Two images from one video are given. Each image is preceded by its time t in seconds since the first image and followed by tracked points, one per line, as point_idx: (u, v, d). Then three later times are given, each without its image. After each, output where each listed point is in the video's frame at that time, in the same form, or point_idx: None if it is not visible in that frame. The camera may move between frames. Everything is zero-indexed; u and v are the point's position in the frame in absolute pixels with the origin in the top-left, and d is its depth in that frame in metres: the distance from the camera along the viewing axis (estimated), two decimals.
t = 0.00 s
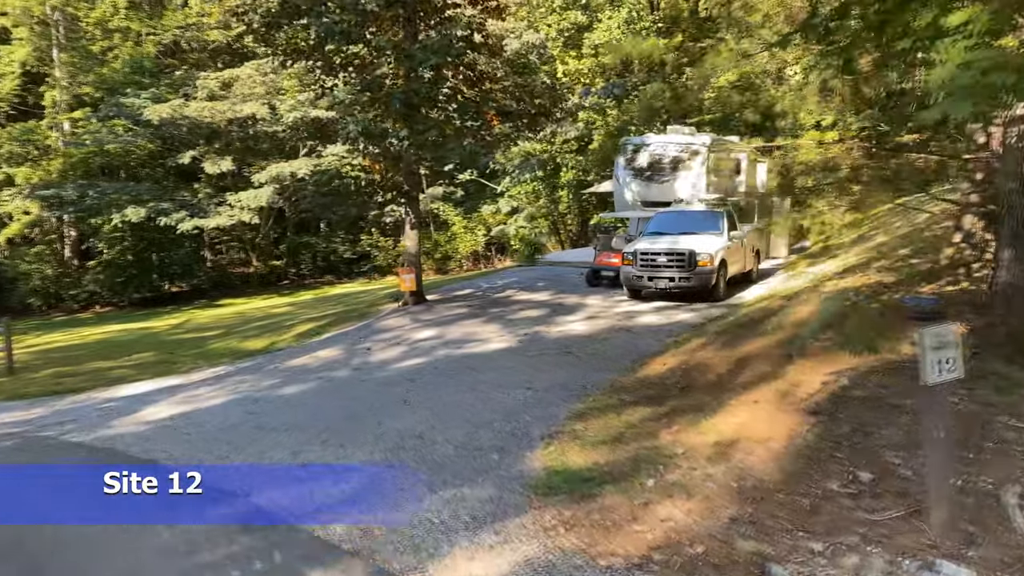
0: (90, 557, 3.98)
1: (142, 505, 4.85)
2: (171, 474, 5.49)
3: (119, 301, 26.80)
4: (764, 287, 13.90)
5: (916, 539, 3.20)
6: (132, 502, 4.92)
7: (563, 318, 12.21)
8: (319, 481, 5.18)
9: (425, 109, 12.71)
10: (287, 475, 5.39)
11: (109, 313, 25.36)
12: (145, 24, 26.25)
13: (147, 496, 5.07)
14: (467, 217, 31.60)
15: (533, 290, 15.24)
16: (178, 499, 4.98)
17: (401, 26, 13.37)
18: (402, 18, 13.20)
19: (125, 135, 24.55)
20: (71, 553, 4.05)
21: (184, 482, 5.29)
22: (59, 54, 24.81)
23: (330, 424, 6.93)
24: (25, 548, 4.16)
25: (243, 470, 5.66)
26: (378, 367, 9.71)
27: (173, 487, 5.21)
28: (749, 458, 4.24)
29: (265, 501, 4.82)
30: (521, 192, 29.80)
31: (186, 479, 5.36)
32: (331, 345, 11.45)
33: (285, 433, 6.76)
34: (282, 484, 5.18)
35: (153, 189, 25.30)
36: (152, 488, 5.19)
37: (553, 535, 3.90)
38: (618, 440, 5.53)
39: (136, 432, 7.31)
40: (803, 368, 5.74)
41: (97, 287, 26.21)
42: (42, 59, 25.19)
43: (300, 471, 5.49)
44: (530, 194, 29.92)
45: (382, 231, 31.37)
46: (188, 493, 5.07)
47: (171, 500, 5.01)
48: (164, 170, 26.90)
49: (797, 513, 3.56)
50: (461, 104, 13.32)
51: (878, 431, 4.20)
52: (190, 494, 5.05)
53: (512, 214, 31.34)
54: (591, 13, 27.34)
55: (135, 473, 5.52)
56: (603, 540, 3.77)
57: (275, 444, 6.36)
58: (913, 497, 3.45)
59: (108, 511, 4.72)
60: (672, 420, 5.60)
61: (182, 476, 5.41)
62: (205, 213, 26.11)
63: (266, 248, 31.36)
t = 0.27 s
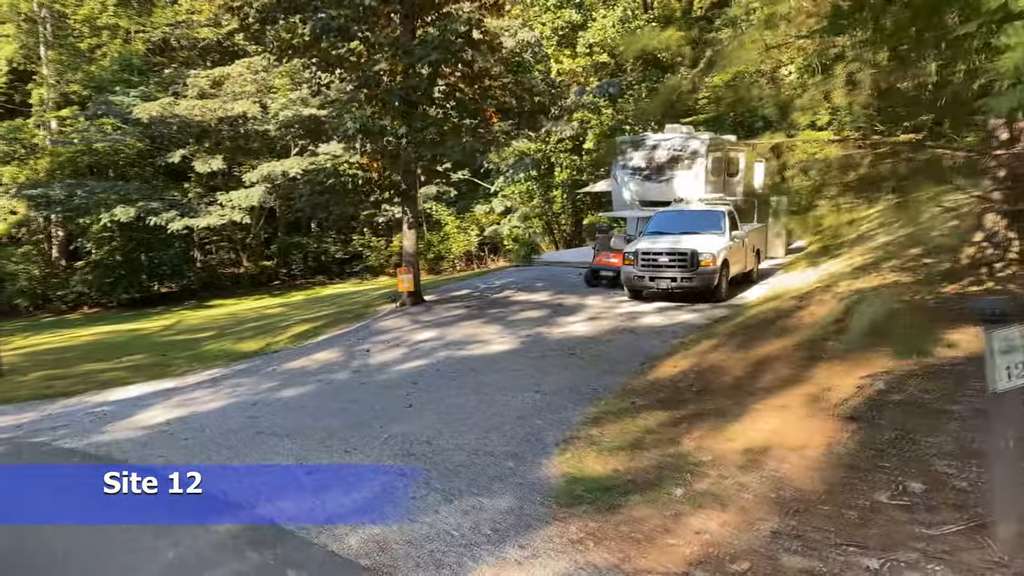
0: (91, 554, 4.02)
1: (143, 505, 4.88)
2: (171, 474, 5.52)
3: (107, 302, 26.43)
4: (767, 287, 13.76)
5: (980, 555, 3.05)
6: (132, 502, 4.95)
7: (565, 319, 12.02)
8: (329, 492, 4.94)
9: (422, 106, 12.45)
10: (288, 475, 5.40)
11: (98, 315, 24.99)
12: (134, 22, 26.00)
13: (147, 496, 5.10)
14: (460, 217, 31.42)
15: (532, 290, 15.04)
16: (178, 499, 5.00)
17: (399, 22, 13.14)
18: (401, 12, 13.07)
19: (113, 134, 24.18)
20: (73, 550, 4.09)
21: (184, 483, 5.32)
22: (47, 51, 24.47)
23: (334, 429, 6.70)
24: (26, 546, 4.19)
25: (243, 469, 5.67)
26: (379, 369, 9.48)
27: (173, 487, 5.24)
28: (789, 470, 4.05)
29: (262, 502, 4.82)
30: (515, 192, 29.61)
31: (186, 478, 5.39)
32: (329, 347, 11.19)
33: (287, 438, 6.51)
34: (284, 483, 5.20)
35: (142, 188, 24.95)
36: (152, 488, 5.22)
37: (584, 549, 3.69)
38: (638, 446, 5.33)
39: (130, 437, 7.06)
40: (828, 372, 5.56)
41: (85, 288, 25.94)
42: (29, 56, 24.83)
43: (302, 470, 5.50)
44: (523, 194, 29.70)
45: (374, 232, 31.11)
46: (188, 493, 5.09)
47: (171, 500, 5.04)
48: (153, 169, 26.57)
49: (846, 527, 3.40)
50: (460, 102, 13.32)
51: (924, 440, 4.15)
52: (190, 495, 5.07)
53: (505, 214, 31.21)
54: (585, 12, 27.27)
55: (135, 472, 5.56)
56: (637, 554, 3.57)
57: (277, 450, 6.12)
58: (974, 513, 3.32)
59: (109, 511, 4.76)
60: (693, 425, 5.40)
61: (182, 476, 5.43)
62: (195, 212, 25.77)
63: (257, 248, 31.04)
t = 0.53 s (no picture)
0: (93, 557, 3.99)
1: (143, 506, 4.85)
2: (171, 474, 5.48)
3: (98, 303, 26.08)
4: (772, 287, 13.60)
5: None
6: (132, 503, 4.92)
7: (569, 320, 11.82)
8: (342, 501, 4.73)
9: (423, 104, 12.29)
10: (290, 475, 5.35)
11: (88, 316, 24.63)
12: (126, 19, 25.74)
13: (147, 496, 5.06)
14: (455, 217, 31.20)
15: (532, 291, 14.86)
16: (178, 500, 4.96)
17: (399, 18, 12.98)
18: (400, 8, 13.01)
19: (104, 132, 23.85)
20: (74, 552, 4.06)
21: (184, 482, 5.27)
22: (36, 48, 24.11)
23: (342, 434, 6.46)
24: (26, 550, 4.17)
25: (245, 470, 5.61)
26: (382, 371, 9.25)
27: (173, 486, 5.20)
28: (833, 482, 3.89)
29: (262, 505, 4.77)
30: (511, 192, 29.20)
31: (186, 478, 5.35)
32: (332, 348, 10.91)
33: (292, 444, 6.28)
34: (286, 484, 5.15)
35: (134, 187, 24.63)
36: (152, 488, 5.18)
37: (623, 566, 3.48)
38: (664, 452, 5.11)
39: (129, 443, 6.82)
40: (861, 377, 5.40)
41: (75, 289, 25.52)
42: (18, 54, 24.49)
43: (305, 471, 5.44)
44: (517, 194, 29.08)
45: (368, 231, 30.93)
46: (188, 493, 5.05)
47: (170, 500, 4.99)
48: (144, 168, 26.25)
49: (906, 542, 3.23)
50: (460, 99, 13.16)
51: (983, 450, 4.01)
52: (189, 494, 5.03)
53: (500, 213, 31.03)
54: (582, 10, 27.12)
55: (135, 472, 5.52)
56: (677, 570, 3.36)
57: (285, 456, 5.89)
58: None
59: (109, 513, 4.72)
60: (721, 431, 5.18)
61: (182, 476, 5.39)
62: (187, 211, 25.45)
63: (250, 248, 30.78)
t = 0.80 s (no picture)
0: (93, 558, 3.94)
1: (143, 507, 4.78)
2: (171, 474, 5.40)
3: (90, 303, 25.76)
4: (778, 287, 13.43)
5: None
6: (132, 504, 4.85)
7: (574, 319, 11.63)
8: (353, 508, 4.51)
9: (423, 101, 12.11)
10: (292, 475, 5.26)
11: (80, 317, 24.31)
12: (118, 16, 25.46)
13: (146, 496, 4.99)
14: (451, 216, 30.99)
15: (534, 290, 14.67)
16: (179, 500, 4.89)
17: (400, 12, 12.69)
18: (400, 3, 12.67)
19: (95, 131, 23.54)
20: (73, 554, 4.01)
21: (184, 482, 5.19)
22: (27, 46, 23.79)
23: (350, 437, 6.23)
24: (26, 551, 4.13)
25: (246, 469, 5.53)
26: (386, 372, 9.03)
27: (173, 486, 5.12)
28: (883, 490, 3.71)
29: (263, 505, 4.69)
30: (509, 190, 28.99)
31: (186, 478, 5.27)
32: (332, 350, 10.64)
33: (297, 448, 6.03)
34: (287, 485, 5.06)
35: (127, 186, 24.33)
36: (152, 488, 5.10)
37: None
38: (690, 456, 4.90)
39: (127, 447, 6.59)
40: (895, 379, 5.22)
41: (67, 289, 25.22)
42: (9, 51, 24.16)
43: (307, 471, 5.36)
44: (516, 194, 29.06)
45: (363, 231, 30.72)
46: (188, 493, 4.97)
47: (169, 500, 4.92)
48: (137, 167, 25.95)
49: (972, 555, 3.06)
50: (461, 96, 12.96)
51: None
52: (189, 494, 4.96)
53: (497, 213, 30.86)
54: (580, 7, 26.98)
55: (135, 473, 5.44)
56: None
57: (290, 460, 5.66)
58: None
59: (109, 514, 4.66)
60: (750, 434, 4.99)
61: (183, 475, 5.31)
62: (181, 211, 25.15)
63: (245, 248, 30.52)
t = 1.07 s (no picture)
0: (90, 553, 3.93)
1: (141, 506, 4.75)
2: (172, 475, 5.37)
3: (83, 303, 25.40)
4: (784, 286, 13.23)
5: None
6: (131, 502, 4.83)
7: (580, 319, 11.42)
8: (369, 517, 4.29)
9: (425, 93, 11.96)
10: (294, 475, 5.19)
11: (73, 317, 23.95)
12: (111, 13, 25.15)
13: (146, 496, 4.96)
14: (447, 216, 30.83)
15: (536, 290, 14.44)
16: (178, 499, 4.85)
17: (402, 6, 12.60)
18: None
19: (88, 129, 23.17)
20: (73, 548, 4.01)
21: (184, 482, 5.15)
22: (18, 43, 23.42)
23: (358, 442, 6.00)
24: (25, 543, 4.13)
25: (247, 469, 5.48)
26: (390, 374, 8.80)
27: (173, 486, 5.08)
28: (937, 499, 3.53)
29: (264, 504, 4.64)
30: (503, 190, 29.27)
31: (186, 478, 5.23)
32: (334, 351, 10.39)
33: (304, 453, 5.80)
34: (288, 484, 5.01)
35: (120, 185, 23.98)
36: (152, 488, 5.07)
37: None
38: (720, 462, 4.68)
39: (126, 451, 6.36)
40: (932, 382, 5.04)
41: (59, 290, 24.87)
42: None
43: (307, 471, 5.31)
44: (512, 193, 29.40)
45: (358, 230, 30.45)
46: (187, 492, 4.93)
47: (169, 501, 4.88)
48: (130, 166, 25.60)
49: None
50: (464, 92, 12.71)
51: None
52: (189, 494, 4.91)
53: (493, 212, 30.67)
54: (577, 5, 26.80)
55: (135, 473, 5.40)
56: None
57: (298, 466, 5.44)
58: None
59: (107, 512, 4.64)
60: (782, 438, 4.78)
61: (183, 476, 5.28)
62: (174, 210, 24.76)
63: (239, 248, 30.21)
